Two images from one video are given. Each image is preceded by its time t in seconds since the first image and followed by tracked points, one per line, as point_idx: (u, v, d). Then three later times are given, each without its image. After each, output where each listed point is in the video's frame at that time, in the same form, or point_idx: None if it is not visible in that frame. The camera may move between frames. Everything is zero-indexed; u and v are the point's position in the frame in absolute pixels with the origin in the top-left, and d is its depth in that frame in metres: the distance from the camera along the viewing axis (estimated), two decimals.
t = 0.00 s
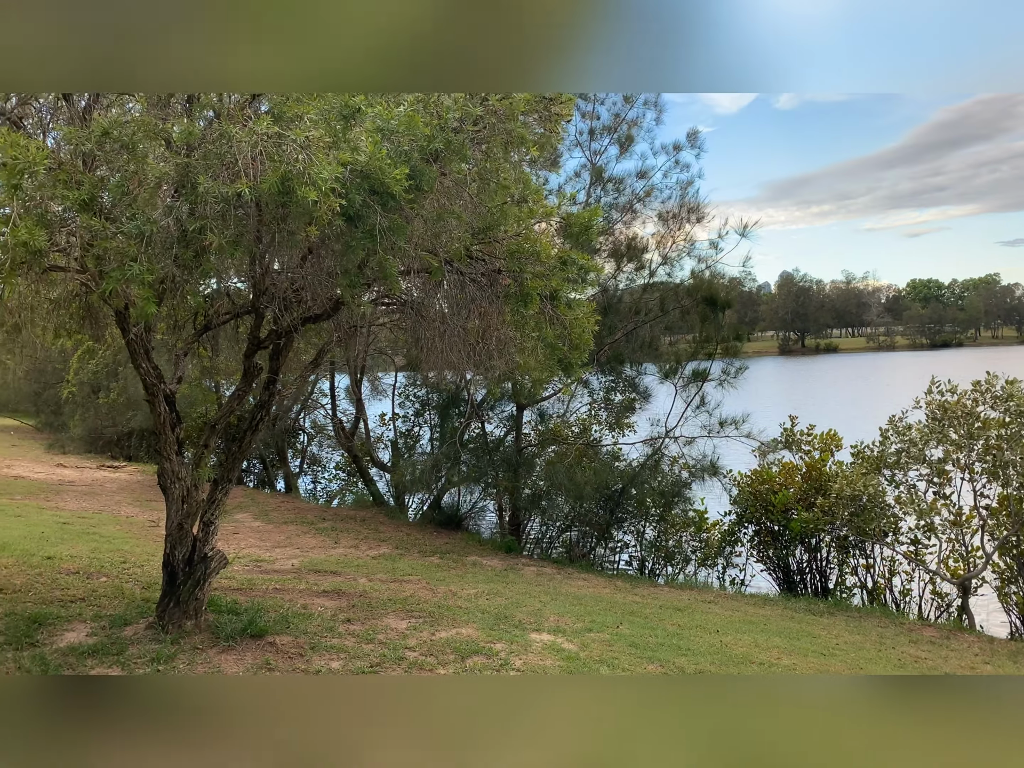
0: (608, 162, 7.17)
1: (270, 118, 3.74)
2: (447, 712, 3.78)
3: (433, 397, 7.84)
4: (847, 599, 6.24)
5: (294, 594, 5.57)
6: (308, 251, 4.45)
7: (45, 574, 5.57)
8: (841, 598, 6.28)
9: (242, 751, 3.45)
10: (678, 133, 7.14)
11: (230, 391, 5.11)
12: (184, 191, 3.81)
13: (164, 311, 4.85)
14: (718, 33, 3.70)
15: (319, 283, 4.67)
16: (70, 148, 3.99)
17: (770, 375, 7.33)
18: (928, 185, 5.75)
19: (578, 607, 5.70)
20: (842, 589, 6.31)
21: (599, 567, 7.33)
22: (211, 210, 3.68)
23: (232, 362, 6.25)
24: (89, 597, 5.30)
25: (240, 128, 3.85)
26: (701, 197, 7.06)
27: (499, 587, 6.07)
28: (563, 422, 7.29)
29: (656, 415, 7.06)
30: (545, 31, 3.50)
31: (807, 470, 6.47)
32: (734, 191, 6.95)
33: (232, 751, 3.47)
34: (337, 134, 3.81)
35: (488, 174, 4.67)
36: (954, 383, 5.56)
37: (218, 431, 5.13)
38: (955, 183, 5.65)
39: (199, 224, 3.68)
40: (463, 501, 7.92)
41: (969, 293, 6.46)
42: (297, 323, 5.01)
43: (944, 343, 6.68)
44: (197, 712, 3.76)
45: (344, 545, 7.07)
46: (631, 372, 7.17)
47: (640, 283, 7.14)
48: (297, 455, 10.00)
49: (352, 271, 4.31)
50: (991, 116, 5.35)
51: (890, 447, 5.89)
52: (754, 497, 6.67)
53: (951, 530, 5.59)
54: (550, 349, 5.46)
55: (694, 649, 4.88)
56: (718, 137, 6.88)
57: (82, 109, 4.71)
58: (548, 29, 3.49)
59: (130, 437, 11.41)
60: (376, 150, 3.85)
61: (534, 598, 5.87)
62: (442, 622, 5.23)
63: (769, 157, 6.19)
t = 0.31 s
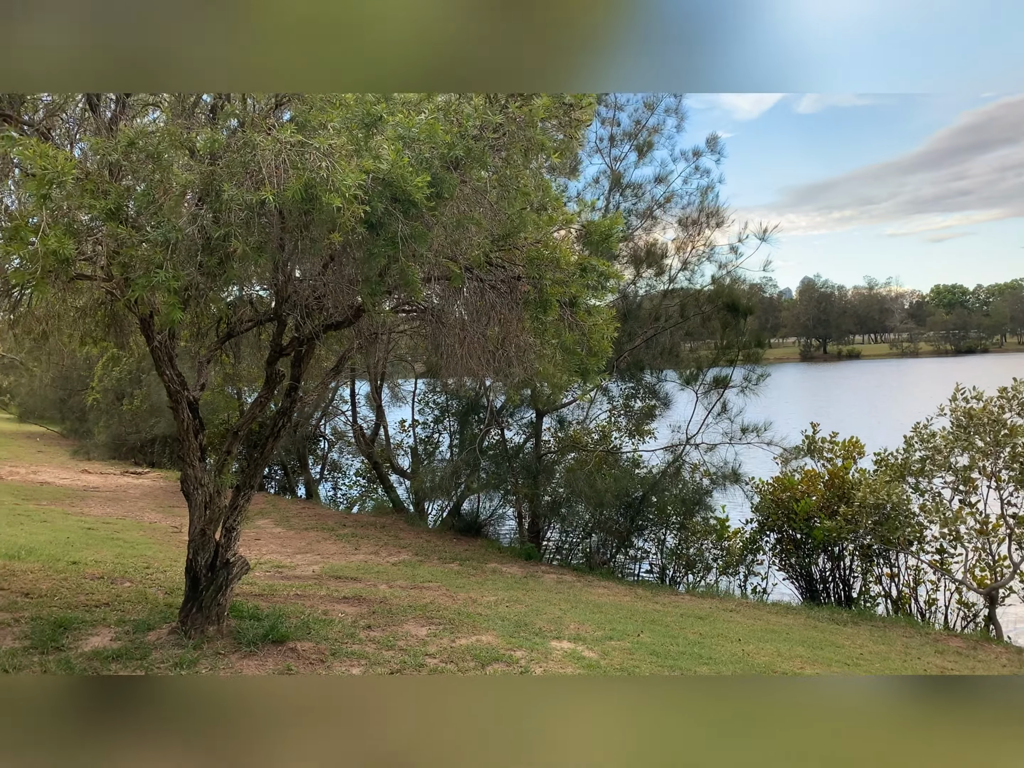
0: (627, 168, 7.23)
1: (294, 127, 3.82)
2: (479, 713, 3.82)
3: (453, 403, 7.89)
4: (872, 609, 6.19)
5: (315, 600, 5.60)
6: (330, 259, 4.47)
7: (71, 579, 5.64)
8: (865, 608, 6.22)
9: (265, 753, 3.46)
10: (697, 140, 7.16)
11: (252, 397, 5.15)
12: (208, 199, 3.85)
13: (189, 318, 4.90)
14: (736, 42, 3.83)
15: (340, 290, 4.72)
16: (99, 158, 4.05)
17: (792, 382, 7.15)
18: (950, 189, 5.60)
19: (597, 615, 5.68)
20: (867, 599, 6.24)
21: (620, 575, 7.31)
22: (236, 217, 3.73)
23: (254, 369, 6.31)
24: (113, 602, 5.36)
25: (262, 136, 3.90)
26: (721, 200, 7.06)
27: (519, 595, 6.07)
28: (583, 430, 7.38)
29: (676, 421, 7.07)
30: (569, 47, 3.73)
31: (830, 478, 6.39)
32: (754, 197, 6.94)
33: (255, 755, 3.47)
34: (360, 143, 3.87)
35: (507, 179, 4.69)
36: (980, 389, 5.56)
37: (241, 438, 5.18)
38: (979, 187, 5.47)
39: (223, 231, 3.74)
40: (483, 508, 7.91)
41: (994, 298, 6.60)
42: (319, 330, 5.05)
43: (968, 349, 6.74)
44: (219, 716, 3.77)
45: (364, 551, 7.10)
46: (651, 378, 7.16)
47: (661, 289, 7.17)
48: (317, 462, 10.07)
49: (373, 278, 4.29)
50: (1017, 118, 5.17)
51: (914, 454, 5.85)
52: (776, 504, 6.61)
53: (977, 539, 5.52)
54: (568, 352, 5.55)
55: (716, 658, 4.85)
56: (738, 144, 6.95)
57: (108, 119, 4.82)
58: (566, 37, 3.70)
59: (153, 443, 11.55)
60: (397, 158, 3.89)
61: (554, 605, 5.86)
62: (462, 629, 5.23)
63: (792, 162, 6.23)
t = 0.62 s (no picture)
0: (646, 175, 7.19)
1: (315, 135, 3.80)
2: (499, 731, 3.84)
3: (472, 409, 7.93)
4: (896, 619, 6.15)
5: (336, 605, 5.62)
6: (349, 268, 4.50)
7: (96, 584, 5.70)
8: (890, 617, 6.19)
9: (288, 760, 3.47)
10: (718, 145, 7.11)
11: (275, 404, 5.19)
12: (231, 207, 3.89)
13: (212, 326, 4.94)
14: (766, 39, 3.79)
15: (361, 299, 4.76)
16: (125, 169, 4.08)
17: (814, 388, 6.85)
18: (976, 193, 5.70)
19: (618, 622, 5.67)
20: (891, 609, 6.20)
21: (641, 583, 7.29)
22: (257, 226, 3.75)
23: (275, 376, 6.35)
24: (137, 606, 5.40)
25: (285, 144, 3.87)
26: (740, 205, 7.05)
27: (539, 602, 6.05)
28: (603, 437, 7.29)
29: (698, 427, 7.05)
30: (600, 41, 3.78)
31: (853, 486, 6.39)
32: (775, 202, 6.96)
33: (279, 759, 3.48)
34: (379, 151, 3.83)
35: (525, 188, 4.71)
36: (1006, 397, 5.53)
37: (263, 444, 5.21)
38: (1004, 191, 5.61)
39: (245, 239, 3.76)
40: (503, 516, 7.92)
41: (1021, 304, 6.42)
42: (339, 337, 5.07)
43: (994, 355, 6.51)
44: (242, 720, 3.79)
45: (385, 558, 7.13)
46: (671, 385, 7.19)
47: (681, 295, 7.20)
48: (338, 467, 10.05)
49: (392, 286, 4.30)
50: None
51: (938, 461, 5.82)
52: (799, 513, 6.62)
53: (1004, 548, 5.51)
54: (588, 360, 5.53)
55: (738, 667, 4.81)
56: (760, 148, 6.88)
57: (135, 130, 4.88)
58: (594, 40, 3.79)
59: (176, 449, 11.65)
60: (417, 165, 3.86)
61: (574, 613, 5.85)
62: (482, 636, 5.23)
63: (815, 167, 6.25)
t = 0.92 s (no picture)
0: (669, 178, 7.19)
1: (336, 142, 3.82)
2: (535, 730, 3.88)
3: (493, 414, 7.94)
4: (925, 626, 6.11)
5: (360, 609, 5.65)
6: (374, 273, 4.53)
7: (124, 586, 5.77)
8: (918, 625, 6.14)
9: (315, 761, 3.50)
10: (743, 148, 7.10)
11: (300, 408, 5.23)
12: (255, 215, 3.91)
13: (237, 332, 4.98)
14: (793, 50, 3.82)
15: (384, 305, 4.81)
16: (153, 176, 4.16)
17: (838, 392, 6.85)
18: (1005, 195, 6.00)
19: (642, 627, 5.66)
20: (920, 616, 6.16)
21: (663, 588, 7.32)
22: (279, 234, 3.81)
23: (299, 380, 6.39)
24: (164, 608, 5.47)
25: (308, 152, 3.92)
26: (764, 209, 7.01)
27: (562, 607, 6.05)
28: (625, 441, 7.30)
29: (721, 433, 7.05)
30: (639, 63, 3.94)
31: (879, 490, 6.31)
32: (800, 206, 6.92)
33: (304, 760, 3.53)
34: (400, 158, 3.82)
35: (545, 193, 4.77)
36: None
37: (288, 447, 5.25)
38: None
39: (268, 247, 3.83)
40: (525, 520, 7.94)
41: None
42: (361, 342, 5.09)
43: None
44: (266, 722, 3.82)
45: (407, 561, 7.18)
46: (694, 389, 7.15)
47: (705, 298, 7.18)
48: (361, 471, 9.90)
49: (414, 293, 4.28)
50: None
51: (967, 467, 5.76)
52: (824, 518, 6.57)
53: None
54: (611, 367, 5.41)
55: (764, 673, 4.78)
56: (784, 150, 6.96)
57: (163, 137, 4.94)
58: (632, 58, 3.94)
59: (201, 452, 11.77)
60: (436, 172, 3.84)
61: (598, 618, 5.85)
62: (505, 640, 5.23)
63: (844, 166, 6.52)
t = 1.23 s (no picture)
0: (697, 178, 7.36)
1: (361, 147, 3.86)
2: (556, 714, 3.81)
3: (520, 414, 8.09)
4: (959, 630, 6.10)
5: (389, 609, 5.69)
6: (400, 275, 4.51)
7: (156, 584, 5.86)
8: (952, 630, 6.14)
9: (352, 744, 3.47)
10: (772, 147, 7.24)
11: (328, 409, 5.26)
12: (283, 219, 3.89)
13: (267, 335, 5.04)
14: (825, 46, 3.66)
15: (411, 306, 4.74)
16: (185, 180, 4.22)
17: (872, 391, 6.82)
18: None
19: (670, 630, 5.64)
20: (953, 620, 6.16)
21: (693, 590, 7.45)
22: (306, 238, 3.76)
23: (327, 381, 6.45)
24: (195, 607, 5.54)
25: (333, 158, 3.93)
26: (794, 207, 7.11)
27: (589, 608, 6.07)
28: (653, 442, 7.49)
29: (750, 434, 7.10)
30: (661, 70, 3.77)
31: (912, 492, 6.35)
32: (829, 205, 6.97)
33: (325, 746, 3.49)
34: (423, 161, 3.88)
35: (565, 195, 4.60)
36: None
37: (317, 448, 5.28)
38: None
39: (296, 252, 3.78)
40: (551, 522, 8.13)
41: None
42: (389, 344, 5.12)
43: None
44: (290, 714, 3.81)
45: (435, 562, 7.24)
46: (721, 390, 7.25)
47: (733, 298, 7.23)
48: (388, 472, 10.37)
49: (437, 295, 4.38)
50: None
51: (1003, 470, 5.95)
52: (855, 520, 6.61)
53: None
54: (633, 364, 5.53)
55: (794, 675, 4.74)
56: (815, 149, 7.04)
57: (194, 142, 5.06)
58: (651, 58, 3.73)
59: (230, 452, 11.93)
60: (459, 175, 3.89)
61: (625, 619, 5.86)
62: (532, 641, 5.24)
63: (874, 166, 6.30)
